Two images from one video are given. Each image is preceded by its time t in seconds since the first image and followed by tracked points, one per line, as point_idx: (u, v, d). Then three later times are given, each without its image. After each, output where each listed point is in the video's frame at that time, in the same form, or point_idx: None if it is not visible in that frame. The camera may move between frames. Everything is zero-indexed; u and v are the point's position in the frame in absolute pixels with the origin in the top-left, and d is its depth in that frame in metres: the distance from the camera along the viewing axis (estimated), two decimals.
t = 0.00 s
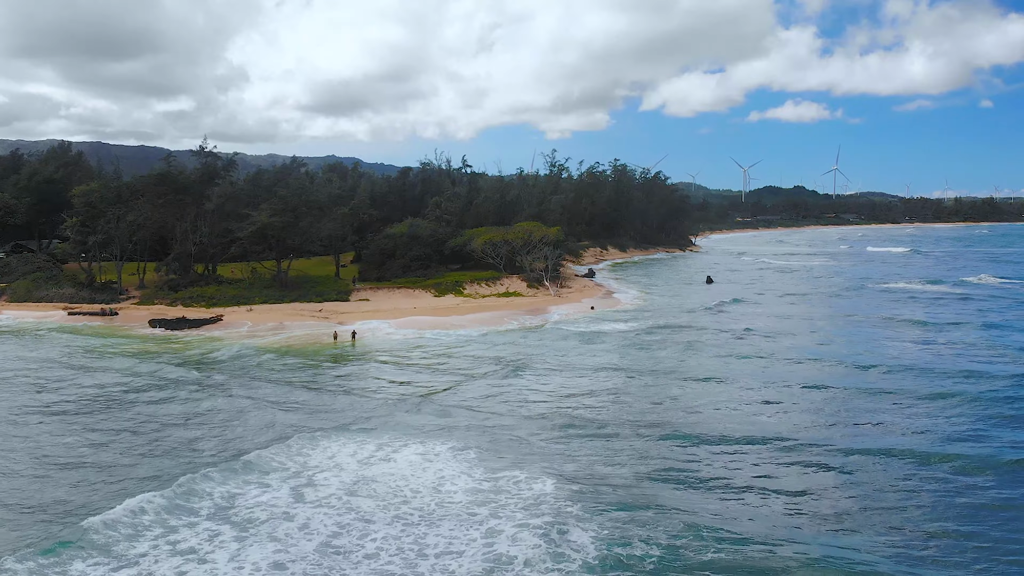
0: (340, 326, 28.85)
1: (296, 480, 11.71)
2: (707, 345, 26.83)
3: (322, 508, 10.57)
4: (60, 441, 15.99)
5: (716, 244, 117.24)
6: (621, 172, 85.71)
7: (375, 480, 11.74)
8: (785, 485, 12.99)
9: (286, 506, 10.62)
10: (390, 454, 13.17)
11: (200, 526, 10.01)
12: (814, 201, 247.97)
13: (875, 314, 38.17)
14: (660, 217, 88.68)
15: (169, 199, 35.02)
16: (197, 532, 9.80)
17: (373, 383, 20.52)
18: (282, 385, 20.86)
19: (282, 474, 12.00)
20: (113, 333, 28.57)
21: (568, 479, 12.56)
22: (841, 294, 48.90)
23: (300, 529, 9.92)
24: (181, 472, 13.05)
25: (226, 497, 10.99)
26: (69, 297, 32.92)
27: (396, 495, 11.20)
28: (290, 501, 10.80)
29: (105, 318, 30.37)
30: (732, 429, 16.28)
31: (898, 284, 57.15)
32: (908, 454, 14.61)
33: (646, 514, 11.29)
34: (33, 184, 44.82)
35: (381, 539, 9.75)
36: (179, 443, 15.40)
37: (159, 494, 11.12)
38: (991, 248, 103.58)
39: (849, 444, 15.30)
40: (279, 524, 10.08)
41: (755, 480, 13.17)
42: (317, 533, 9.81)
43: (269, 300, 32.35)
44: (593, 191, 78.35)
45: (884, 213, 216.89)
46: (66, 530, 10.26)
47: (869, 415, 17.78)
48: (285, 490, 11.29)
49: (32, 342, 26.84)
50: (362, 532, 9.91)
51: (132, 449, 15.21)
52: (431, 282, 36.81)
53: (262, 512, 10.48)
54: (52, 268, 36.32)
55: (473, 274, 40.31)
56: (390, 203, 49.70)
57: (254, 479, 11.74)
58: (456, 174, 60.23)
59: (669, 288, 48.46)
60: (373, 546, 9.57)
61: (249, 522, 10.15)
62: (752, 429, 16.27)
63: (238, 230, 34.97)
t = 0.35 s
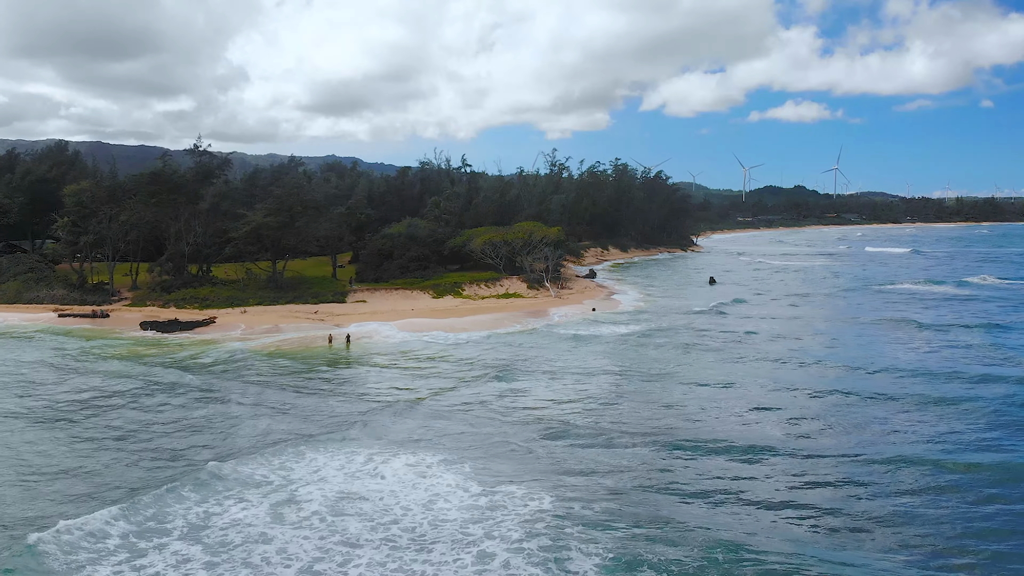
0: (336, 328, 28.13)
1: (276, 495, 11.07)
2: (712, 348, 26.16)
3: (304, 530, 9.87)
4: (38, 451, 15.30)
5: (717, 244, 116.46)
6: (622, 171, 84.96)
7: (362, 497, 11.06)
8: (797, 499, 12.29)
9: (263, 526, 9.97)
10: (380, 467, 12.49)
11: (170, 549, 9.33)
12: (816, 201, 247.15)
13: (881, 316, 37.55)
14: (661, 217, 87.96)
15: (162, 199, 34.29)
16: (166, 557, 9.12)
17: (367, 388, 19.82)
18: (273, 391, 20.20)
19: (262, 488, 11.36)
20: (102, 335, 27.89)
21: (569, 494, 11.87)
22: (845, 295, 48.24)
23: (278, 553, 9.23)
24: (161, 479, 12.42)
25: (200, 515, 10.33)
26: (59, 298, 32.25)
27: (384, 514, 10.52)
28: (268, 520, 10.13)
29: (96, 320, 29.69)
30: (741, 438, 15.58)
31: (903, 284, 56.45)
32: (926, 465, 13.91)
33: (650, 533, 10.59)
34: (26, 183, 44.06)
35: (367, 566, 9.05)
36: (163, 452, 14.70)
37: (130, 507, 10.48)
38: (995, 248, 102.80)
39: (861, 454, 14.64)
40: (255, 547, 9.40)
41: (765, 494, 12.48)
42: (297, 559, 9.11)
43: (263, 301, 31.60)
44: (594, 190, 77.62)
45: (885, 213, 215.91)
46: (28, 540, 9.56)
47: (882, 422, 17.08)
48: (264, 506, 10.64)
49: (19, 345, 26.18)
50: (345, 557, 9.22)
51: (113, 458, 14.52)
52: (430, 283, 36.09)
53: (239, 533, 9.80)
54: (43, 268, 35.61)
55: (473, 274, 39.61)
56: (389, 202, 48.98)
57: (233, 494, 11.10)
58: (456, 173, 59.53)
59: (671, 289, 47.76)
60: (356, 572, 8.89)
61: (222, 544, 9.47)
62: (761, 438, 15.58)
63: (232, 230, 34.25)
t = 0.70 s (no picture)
0: (332, 331, 27.46)
1: (256, 513, 10.45)
2: (716, 351, 25.50)
3: (284, 554, 9.23)
4: (16, 461, 14.67)
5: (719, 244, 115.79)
6: (623, 171, 84.31)
7: (348, 516, 10.42)
8: (807, 515, 11.67)
9: (239, 548, 9.35)
10: (369, 481, 11.84)
11: None
12: (816, 201, 246.42)
13: (887, 318, 36.88)
14: (663, 217, 87.28)
15: (155, 198, 33.71)
16: None
17: (361, 394, 19.17)
18: (263, 396, 19.56)
19: (240, 505, 10.75)
20: (92, 337, 27.29)
21: (568, 511, 11.21)
22: (849, 296, 47.63)
23: None
24: (138, 492, 11.76)
25: (173, 536, 9.72)
26: (50, 299, 31.64)
27: (371, 535, 9.88)
28: (245, 542, 9.51)
29: (87, 322, 29.08)
30: (749, 448, 14.94)
31: (907, 286, 55.78)
32: (942, 478, 13.27)
33: (653, 554, 9.96)
34: (18, 182, 43.44)
35: None
36: (145, 462, 14.07)
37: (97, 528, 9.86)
38: (998, 249, 101.94)
39: (874, 465, 13.98)
40: (229, 573, 8.76)
41: (775, 509, 11.85)
42: None
43: (258, 303, 30.88)
44: (594, 190, 76.97)
45: (886, 214, 215.08)
46: None
47: (895, 430, 16.42)
48: (241, 525, 10.03)
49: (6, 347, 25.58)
50: None
51: (93, 468, 13.88)
52: (429, 284, 35.44)
53: (211, 557, 9.16)
54: (34, 268, 34.91)
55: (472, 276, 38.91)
56: (387, 202, 48.33)
57: (210, 512, 10.49)
58: (455, 173, 58.90)
59: (673, 291, 47.10)
60: None
61: (191, 570, 8.83)
62: (769, 448, 14.94)
63: (226, 231, 33.54)
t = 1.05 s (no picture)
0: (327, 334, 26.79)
1: (233, 533, 9.82)
2: (720, 355, 24.84)
3: None
4: None
5: (719, 245, 115.12)
6: (624, 170, 83.61)
7: (333, 536, 9.79)
8: (820, 533, 11.02)
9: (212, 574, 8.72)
10: (358, 498, 11.18)
11: None
12: (817, 201, 245.68)
13: (893, 320, 36.22)
14: (663, 217, 86.58)
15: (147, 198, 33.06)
16: None
17: (354, 400, 18.52)
18: (253, 401, 18.94)
19: (218, 524, 10.12)
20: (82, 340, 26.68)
21: (567, 530, 10.56)
22: (853, 298, 46.99)
23: None
24: (113, 507, 11.13)
25: (142, 560, 9.09)
26: (40, 301, 31.00)
27: (358, 557, 9.25)
28: (219, 567, 8.87)
29: (77, 324, 28.46)
30: (757, 458, 14.28)
31: (911, 286, 55.15)
32: (961, 492, 12.61)
33: None
34: (10, 182, 42.76)
35: None
36: (124, 473, 13.44)
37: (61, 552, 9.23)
38: (1000, 249, 101.22)
39: (890, 478, 13.30)
40: None
41: (785, 527, 11.21)
42: None
43: (252, 304, 30.18)
44: (595, 190, 76.28)
45: (887, 214, 214.31)
46: None
47: (909, 439, 15.75)
48: (217, 548, 9.39)
49: None
50: None
51: (69, 479, 13.25)
52: (427, 285, 34.76)
53: None
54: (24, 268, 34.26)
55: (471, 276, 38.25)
56: (385, 202, 47.63)
57: (184, 533, 9.86)
58: (454, 172, 58.19)
59: (675, 292, 46.44)
60: None
61: None
62: (779, 459, 14.29)
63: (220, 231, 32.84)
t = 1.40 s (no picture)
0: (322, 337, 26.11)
1: (208, 556, 9.17)
2: (726, 359, 24.17)
3: None
4: None
5: (720, 245, 114.41)
6: (625, 170, 82.92)
7: (316, 560, 9.15)
8: (834, 552, 10.38)
9: None
10: (343, 516, 10.53)
11: None
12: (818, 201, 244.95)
13: (900, 322, 35.56)
14: (664, 217, 85.88)
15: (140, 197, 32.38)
16: None
17: (346, 406, 17.85)
18: (243, 406, 18.33)
19: (192, 545, 9.48)
20: (70, 343, 26.06)
21: (566, 550, 9.92)
22: (857, 299, 46.34)
23: None
24: (84, 525, 10.49)
25: None
26: (29, 302, 30.36)
27: None
28: None
29: (66, 327, 27.82)
30: (766, 470, 13.64)
31: (915, 287, 54.47)
32: (983, 507, 11.96)
33: None
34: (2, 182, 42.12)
35: None
36: (101, 484, 12.80)
37: None
38: (1003, 249, 100.43)
39: (907, 492, 12.64)
40: None
41: (797, 546, 10.56)
42: None
43: (247, 306, 29.49)
44: (596, 190, 75.60)
45: (888, 214, 213.56)
46: None
47: (924, 449, 15.11)
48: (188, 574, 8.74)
49: None
50: None
51: (42, 491, 12.60)
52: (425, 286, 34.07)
53: None
54: (15, 268, 33.61)
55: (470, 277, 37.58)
56: (383, 202, 46.96)
57: (155, 556, 9.22)
58: (454, 172, 57.55)
59: (677, 294, 45.77)
60: None
61: None
62: (788, 471, 13.64)
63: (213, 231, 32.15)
